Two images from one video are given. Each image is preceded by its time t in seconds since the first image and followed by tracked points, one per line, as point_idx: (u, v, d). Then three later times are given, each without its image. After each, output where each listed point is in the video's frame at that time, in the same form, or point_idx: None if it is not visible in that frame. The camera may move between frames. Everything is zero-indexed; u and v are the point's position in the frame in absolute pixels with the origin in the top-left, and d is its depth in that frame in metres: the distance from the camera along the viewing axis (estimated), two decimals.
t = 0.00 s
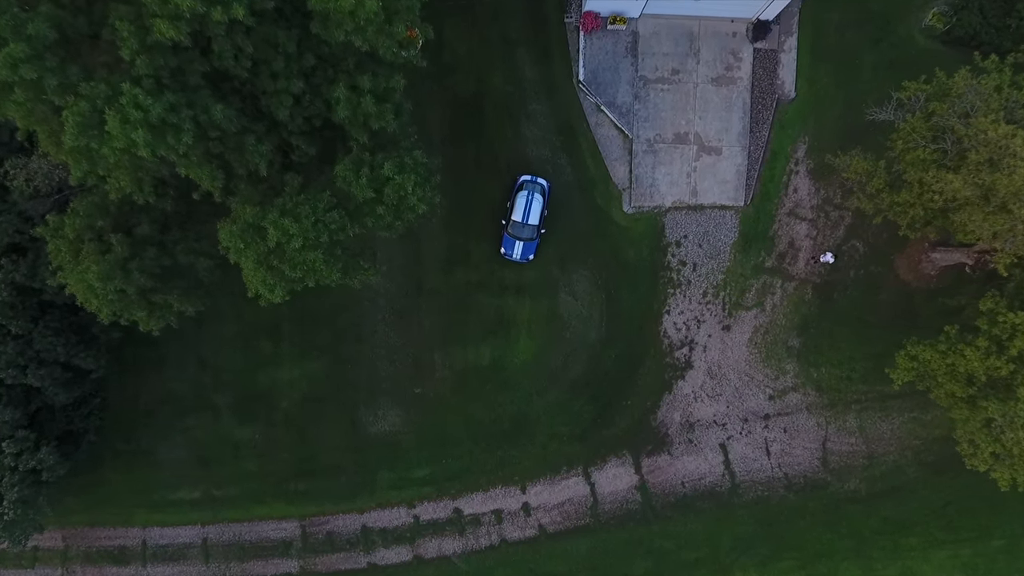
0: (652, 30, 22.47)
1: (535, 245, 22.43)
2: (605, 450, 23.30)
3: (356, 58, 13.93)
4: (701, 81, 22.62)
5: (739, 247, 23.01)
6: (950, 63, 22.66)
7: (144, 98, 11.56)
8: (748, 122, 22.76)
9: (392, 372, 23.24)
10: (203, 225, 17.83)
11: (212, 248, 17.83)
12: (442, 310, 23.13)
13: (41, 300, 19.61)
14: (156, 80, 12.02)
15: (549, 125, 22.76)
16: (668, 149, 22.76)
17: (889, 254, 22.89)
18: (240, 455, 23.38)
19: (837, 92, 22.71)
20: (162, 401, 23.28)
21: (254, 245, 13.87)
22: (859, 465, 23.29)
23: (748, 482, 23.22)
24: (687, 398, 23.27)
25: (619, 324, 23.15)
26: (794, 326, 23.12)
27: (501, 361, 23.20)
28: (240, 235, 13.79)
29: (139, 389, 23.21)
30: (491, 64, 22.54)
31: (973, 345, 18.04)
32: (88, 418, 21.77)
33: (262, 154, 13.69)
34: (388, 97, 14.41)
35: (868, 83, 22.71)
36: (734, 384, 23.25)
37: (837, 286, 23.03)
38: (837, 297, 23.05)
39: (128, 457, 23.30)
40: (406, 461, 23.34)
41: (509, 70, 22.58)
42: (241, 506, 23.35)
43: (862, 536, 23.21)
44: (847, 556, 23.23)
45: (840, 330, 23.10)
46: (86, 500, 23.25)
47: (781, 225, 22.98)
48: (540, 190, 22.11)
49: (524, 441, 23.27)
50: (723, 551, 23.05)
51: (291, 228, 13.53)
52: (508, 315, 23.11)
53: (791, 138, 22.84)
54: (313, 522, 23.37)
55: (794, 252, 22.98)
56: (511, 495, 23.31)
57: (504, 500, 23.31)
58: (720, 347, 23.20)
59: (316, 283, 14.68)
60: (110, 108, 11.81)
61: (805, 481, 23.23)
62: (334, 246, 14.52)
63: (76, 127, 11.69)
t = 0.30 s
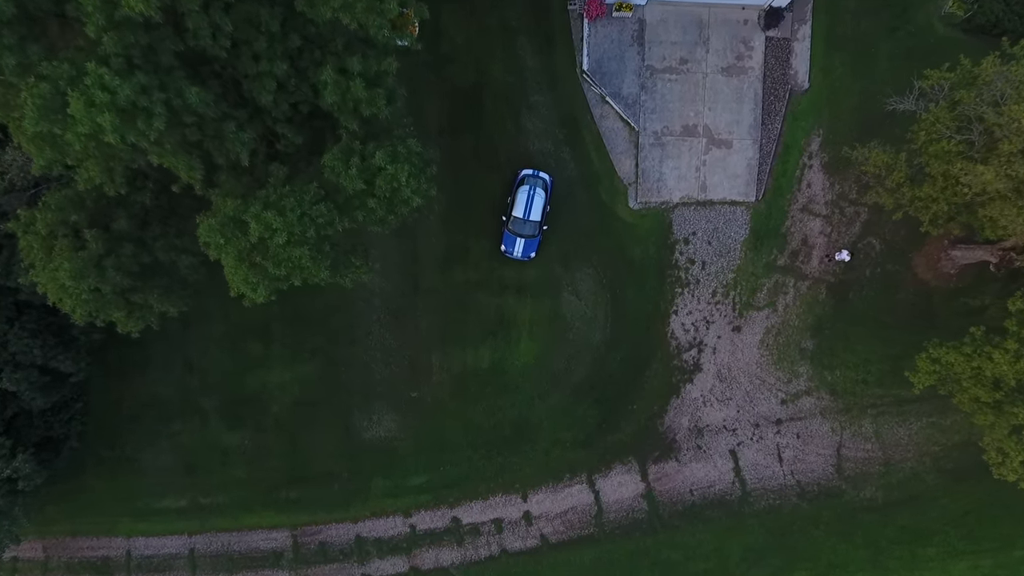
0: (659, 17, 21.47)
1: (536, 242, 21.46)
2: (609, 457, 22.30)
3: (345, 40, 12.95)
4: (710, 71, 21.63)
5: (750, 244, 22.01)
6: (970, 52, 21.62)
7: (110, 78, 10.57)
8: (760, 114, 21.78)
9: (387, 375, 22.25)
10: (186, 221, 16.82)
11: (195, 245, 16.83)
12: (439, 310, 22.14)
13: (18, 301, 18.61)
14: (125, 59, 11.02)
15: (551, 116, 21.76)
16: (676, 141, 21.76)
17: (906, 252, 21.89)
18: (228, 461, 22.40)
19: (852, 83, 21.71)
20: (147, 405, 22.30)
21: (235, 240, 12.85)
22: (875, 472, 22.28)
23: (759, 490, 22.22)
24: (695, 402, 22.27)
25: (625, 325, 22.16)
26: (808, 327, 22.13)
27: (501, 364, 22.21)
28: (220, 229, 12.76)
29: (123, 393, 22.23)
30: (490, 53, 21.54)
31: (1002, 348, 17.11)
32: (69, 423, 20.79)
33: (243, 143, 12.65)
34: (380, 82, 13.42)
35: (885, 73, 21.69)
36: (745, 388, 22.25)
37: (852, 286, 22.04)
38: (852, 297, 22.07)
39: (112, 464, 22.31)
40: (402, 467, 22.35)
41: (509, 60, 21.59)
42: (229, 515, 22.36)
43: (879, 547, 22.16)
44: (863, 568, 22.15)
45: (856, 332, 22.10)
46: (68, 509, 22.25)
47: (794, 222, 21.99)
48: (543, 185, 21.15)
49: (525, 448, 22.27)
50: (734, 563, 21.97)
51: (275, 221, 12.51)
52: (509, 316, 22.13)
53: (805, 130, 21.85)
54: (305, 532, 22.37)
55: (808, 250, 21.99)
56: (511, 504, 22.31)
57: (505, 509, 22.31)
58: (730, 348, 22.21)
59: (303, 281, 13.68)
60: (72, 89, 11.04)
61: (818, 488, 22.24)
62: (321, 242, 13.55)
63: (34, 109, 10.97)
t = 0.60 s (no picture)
0: (667, 3, 20.51)
1: (539, 239, 20.49)
2: (615, 463, 21.33)
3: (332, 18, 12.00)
4: (721, 59, 20.67)
5: (762, 241, 21.04)
6: (993, 40, 20.64)
7: (72, 54, 10.13)
8: (772, 105, 20.82)
9: (382, 378, 21.27)
10: (168, 215, 15.84)
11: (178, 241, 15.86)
12: (437, 310, 21.18)
13: None
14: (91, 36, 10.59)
15: (554, 108, 20.79)
16: (685, 133, 20.80)
17: (926, 250, 20.92)
18: (216, 468, 21.42)
19: (869, 72, 20.73)
20: (132, 409, 21.34)
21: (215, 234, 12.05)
22: (893, 480, 21.31)
23: (772, 498, 21.25)
24: (705, 406, 21.30)
25: (631, 325, 21.19)
26: (822, 328, 21.16)
27: (502, 366, 21.24)
28: (198, 222, 11.93)
29: (106, 397, 21.26)
30: (490, 41, 20.58)
31: None
32: (49, 428, 19.85)
33: (222, 128, 12.05)
34: (372, 64, 12.44)
35: (904, 62, 20.70)
36: (756, 391, 21.28)
37: (869, 285, 21.06)
38: (869, 297, 21.10)
39: (94, 471, 21.33)
40: (397, 475, 21.37)
41: (510, 48, 20.62)
42: (217, 524, 21.39)
43: (897, 558, 21.16)
44: None
45: (872, 333, 21.13)
46: (48, 518, 21.27)
47: (808, 218, 21.03)
48: (545, 179, 20.18)
49: (527, 454, 21.29)
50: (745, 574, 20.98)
51: (255, 214, 11.65)
52: (510, 316, 21.17)
53: (819, 122, 20.89)
54: (296, 542, 21.39)
55: (822, 248, 21.03)
56: (513, 513, 21.33)
57: (505, 518, 21.33)
58: (741, 350, 21.25)
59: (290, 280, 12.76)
60: (29, 66, 10.81)
61: (833, 497, 21.27)
62: (308, 236, 12.59)
63: None
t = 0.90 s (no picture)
0: None
1: (543, 234, 19.56)
2: (622, 469, 20.40)
3: None
4: (733, 46, 19.73)
5: (776, 236, 20.10)
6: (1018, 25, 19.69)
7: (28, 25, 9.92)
8: (787, 94, 19.88)
9: (379, 380, 20.34)
10: (151, 208, 14.90)
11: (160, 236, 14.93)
12: (436, 309, 20.25)
13: None
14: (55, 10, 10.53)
15: (558, 97, 19.85)
16: (695, 124, 19.86)
17: (947, 245, 20.00)
18: (205, 474, 20.50)
19: (888, 59, 19.78)
20: (117, 413, 20.42)
21: (195, 225, 11.56)
22: (913, 485, 20.34)
23: (786, 505, 20.32)
24: (716, 409, 20.37)
25: (639, 324, 20.27)
26: (839, 327, 20.23)
27: (504, 367, 20.32)
28: (175, 213, 11.41)
29: (90, 400, 20.34)
30: (491, 27, 19.64)
31: None
32: (30, 433, 18.93)
33: (199, 109, 12.01)
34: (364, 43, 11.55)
35: (924, 49, 19.74)
36: (770, 393, 20.35)
37: (888, 282, 20.14)
38: (887, 294, 20.17)
39: (78, 478, 20.42)
40: (395, 481, 20.45)
41: (512, 35, 19.68)
42: (207, 533, 20.47)
43: (917, 568, 20.23)
44: None
45: (891, 332, 20.19)
46: (30, 527, 20.35)
47: (824, 212, 20.09)
48: (549, 171, 19.24)
49: (530, 459, 20.37)
50: None
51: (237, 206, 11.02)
52: (512, 315, 20.25)
53: (836, 112, 19.95)
54: (289, 551, 20.48)
55: (839, 243, 20.11)
56: (515, 520, 20.40)
57: (508, 526, 20.40)
58: (754, 350, 20.31)
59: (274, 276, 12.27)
60: None
61: (850, 503, 20.33)
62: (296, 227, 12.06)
63: None
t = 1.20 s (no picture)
0: None
1: (546, 228, 18.67)
2: (629, 474, 19.51)
3: None
4: (745, 31, 18.85)
5: (790, 230, 19.21)
6: None
7: None
8: (801, 81, 19.01)
9: (375, 381, 19.45)
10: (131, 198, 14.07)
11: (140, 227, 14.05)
12: (435, 307, 19.36)
13: None
14: None
15: (562, 84, 18.95)
16: (706, 112, 18.97)
17: (969, 239, 19.11)
18: (193, 480, 19.60)
19: (909, 44, 18.89)
20: (101, 415, 19.53)
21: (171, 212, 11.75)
22: (934, 491, 19.40)
23: (801, 512, 19.42)
24: (727, 411, 19.48)
25: (647, 323, 19.38)
26: (856, 326, 19.35)
27: (505, 367, 19.43)
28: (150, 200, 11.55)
29: (73, 402, 19.45)
30: (492, 11, 18.75)
31: None
32: (8, 436, 18.00)
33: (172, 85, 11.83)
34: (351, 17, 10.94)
35: (946, 34, 18.85)
36: (784, 395, 19.47)
37: (907, 278, 19.25)
38: (907, 291, 19.28)
39: (60, 482, 19.53)
40: (391, 486, 19.55)
41: (514, 19, 18.79)
42: (195, 541, 19.58)
43: None
44: None
45: (911, 330, 19.30)
46: (9, 535, 19.45)
47: (840, 205, 19.20)
48: (552, 162, 18.35)
49: (532, 463, 19.47)
50: None
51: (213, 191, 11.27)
52: (514, 313, 19.37)
53: (853, 99, 19.05)
54: (281, 560, 19.58)
55: (855, 237, 19.23)
56: (517, 527, 19.50)
57: (509, 534, 19.51)
58: (767, 350, 19.42)
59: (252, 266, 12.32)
60: None
61: (867, 509, 19.42)
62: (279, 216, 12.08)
63: None
